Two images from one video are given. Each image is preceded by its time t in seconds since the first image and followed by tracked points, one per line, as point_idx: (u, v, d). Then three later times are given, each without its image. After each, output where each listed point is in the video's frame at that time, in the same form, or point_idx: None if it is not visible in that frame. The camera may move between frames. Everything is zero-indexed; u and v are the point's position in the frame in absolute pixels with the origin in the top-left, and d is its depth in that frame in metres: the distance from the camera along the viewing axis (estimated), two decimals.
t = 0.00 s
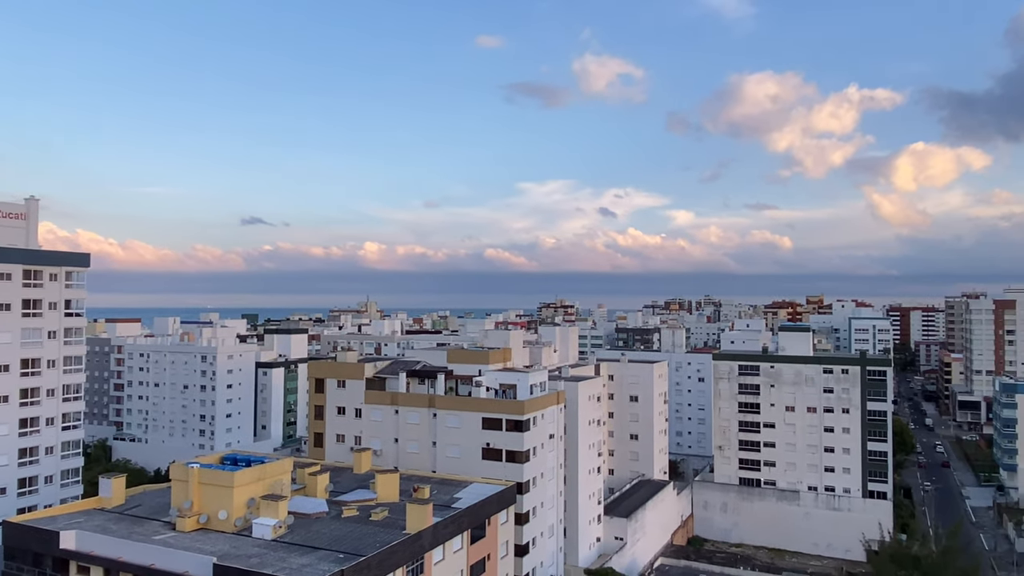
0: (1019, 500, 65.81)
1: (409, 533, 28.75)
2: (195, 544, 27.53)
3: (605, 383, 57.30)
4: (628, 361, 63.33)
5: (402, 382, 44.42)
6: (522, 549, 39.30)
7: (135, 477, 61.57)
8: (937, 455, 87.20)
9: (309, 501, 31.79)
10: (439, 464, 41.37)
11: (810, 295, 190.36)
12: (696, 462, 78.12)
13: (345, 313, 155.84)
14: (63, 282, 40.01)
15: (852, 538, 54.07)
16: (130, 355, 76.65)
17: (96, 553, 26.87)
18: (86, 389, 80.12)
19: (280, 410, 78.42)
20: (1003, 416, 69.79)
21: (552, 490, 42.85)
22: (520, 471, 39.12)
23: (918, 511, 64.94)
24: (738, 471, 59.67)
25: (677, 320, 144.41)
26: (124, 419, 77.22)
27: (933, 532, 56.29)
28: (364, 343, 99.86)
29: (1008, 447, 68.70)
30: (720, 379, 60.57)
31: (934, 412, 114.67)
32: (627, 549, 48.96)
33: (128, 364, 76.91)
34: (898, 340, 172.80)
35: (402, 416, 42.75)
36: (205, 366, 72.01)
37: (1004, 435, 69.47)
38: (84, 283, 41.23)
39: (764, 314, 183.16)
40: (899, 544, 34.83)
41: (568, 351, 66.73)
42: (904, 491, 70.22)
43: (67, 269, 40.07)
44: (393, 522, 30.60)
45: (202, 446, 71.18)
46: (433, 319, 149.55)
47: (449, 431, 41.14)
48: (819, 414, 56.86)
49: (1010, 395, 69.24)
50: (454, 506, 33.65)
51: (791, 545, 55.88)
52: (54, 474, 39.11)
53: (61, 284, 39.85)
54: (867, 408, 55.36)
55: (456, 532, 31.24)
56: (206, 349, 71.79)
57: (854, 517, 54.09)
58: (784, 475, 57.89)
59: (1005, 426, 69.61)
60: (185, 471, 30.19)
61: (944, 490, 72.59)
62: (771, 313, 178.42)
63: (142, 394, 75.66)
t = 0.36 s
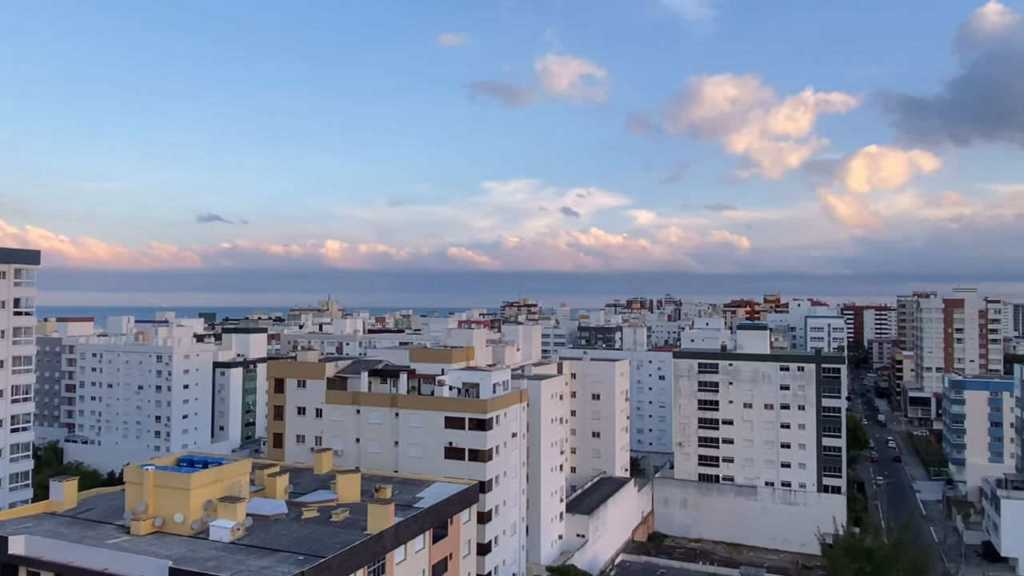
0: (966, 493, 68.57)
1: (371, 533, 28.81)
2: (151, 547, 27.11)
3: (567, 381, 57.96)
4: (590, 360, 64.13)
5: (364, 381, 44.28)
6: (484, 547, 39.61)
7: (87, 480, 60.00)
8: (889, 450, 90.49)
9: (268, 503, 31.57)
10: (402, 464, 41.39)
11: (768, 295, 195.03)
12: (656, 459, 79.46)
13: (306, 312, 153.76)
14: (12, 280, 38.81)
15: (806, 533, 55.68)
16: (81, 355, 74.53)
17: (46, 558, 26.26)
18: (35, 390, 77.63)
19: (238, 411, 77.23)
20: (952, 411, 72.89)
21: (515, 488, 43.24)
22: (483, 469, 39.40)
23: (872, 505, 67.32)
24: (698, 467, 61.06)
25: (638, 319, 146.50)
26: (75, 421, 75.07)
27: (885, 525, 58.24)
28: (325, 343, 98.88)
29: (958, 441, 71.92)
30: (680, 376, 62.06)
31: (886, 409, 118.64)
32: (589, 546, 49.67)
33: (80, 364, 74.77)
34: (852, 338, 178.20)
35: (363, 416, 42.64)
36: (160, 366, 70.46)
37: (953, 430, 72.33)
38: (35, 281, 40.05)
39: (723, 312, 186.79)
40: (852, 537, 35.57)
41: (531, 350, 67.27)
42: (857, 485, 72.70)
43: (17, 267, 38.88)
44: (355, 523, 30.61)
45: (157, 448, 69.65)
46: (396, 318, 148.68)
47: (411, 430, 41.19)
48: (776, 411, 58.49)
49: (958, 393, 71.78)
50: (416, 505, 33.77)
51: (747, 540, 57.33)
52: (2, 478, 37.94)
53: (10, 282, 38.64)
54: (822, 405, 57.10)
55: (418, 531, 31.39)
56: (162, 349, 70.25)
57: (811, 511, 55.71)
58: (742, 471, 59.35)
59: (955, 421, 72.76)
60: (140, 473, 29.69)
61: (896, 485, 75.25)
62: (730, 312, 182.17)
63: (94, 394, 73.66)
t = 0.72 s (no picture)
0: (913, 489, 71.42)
1: (328, 537, 28.80)
2: (99, 555, 26.64)
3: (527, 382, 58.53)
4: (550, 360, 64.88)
5: (321, 383, 44.07)
6: (443, 549, 39.85)
7: (31, 488, 58.11)
8: (840, 448, 93.75)
9: (221, 509, 31.27)
10: (359, 466, 41.30)
11: (724, 295, 199.42)
12: (615, 458, 80.73)
13: (262, 312, 151.04)
14: None
15: (761, 529, 57.24)
16: (26, 358, 72.11)
17: None
18: None
19: (192, 414, 75.72)
20: (901, 409, 76.63)
21: (474, 489, 43.60)
22: (442, 471, 39.58)
23: (823, 501, 69.62)
24: (655, 466, 62.34)
25: (597, 319, 148.29)
26: (19, 426, 72.56)
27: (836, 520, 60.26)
28: (281, 344, 97.55)
29: (905, 439, 76.34)
30: (638, 376, 63.46)
31: (837, 407, 122.57)
32: (548, 546, 50.29)
33: (25, 367, 72.33)
34: (804, 338, 183.39)
35: (320, 418, 42.43)
36: (110, 369, 68.64)
37: (901, 428, 76.28)
38: None
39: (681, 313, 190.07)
40: (804, 532, 35.19)
41: (491, 351, 67.71)
42: (810, 482, 75.13)
43: None
44: (311, 527, 30.56)
45: (106, 453, 67.80)
46: (354, 319, 147.32)
47: (370, 432, 41.14)
48: (731, 410, 60.03)
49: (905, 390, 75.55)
50: (374, 508, 33.81)
51: (704, 537, 58.75)
52: None
53: None
54: (775, 403, 58.79)
55: (376, 534, 31.45)
56: (112, 352, 68.46)
57: (764, 508, 57.25)
58: (698, 469, 60.80)
59: (903, 418, 76.55)
60: (88, 478, 29.14)
61: (846, 481, 77.96)
62: (687, 312, 185.57)
63: (40, 398, 71.32)
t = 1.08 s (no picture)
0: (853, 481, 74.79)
1: (277, 539, 28.82)
2: (37, 561, 26.09)
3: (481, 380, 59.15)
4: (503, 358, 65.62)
5: (271, 383, 43.76)
6: (396, 549, 40.13)
7: None
8: (785, 442, 97.48)
9: (165, 512, 30.91)
10: (310, 467, 41.19)
11: (674, 294, 204.02)
12: (567, 455, 81.99)
13: (209, 311, 147.45)
14: None
15: (709, 523, 59.05)
16: None
17: None
18: None
19: (135, 415, 73.79)
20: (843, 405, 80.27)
21: (427, 488, 44.01)
22: (395, 470, 39.81)
23: (769, 494, 72.35)
24: (606, 462, 63.74)
25: (551, 317, 149.92)
26: None
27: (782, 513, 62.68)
28: (229, 343, 95.75)
29: (847, 433, 80.20)
30: (591, 374, 64.66)
31: (783, 403, 126.97)
32: (500, 543, 50.94)
33: None
34: (751, 335, 189.06)
35: (270, 419, 42.14)
36: (48, 369, 66.35)
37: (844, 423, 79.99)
38: None
39: (633, 311, 193.50)
40: (750, 525, 37.08)
41: (444, 349, 68.04)
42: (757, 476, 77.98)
43: None
44: (260, 529, 30.50)
45: (44, 456, 65.50)
46: (306, 317, 145.36)
47: (320, 432, 41.07)
48: (680, 406, 61.83)
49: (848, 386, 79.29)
50: (325, 509, 33.86)
51: (653, 531, 60.34)
52: None
53: None
54: (723, 399, 60.87)
55: (327, 535, 31.58)
56: (50, 351, 66.23)
57: (712, 502, 58.95)
58: (649, 464, 62.42)
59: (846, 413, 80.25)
60: (25, 483, 28.44)
61: (791, 475, 81.03)
62: (638, 311, 189.08)
63: None
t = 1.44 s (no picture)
0: (790, 476, 78.31)
1: (216, 545, 28.79)
2: None
3: (427, 380, 59.73)
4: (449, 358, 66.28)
5: (210, 385, 43.34)
6: (340, 553, 40.39)
7: None
8: (726, 439, 101.23)
9: (97, 520, 30.50)
10: (250, 470, 41.03)
11: (620, 294, 208.27)
12: (514, 455, 83.11)
13: (146, 310, 143.05)
14: None
15: (652, 519, 61.14)
16: None
17: None
18: None
19: (67, 419, 71.33)
20: (781, 402, 84.02)
21: (372, 491, 44.39)
22: (339, 473, 40.00)
23: (710, 490, 75.18)
24: (553, 461, 65.18)
25: (498, 317, 151.03)
26: None
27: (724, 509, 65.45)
28: (167, 344, 93.30)
29: (785, 430, 83.93)
30: (538, 373, 65.92)
31: (723, 400, 131.38)
32: (446, 545, 51.57)
33: None
34: (694, 334, 194.69)
35: (209, 422, 41.79)
36: None
37: (782, 420, 83.71)
38: None
39: (580, 311, 196.54)
40: (692, 520, 34.62)
41: (391, 350, 68.27)
42: (699, 472, 80.87)
43: None
44: (198, 535, 30.39)
45: None
46: (247, 317, 142.50)
47: (262, 435, 40.96)
48: (625, 405, 63.73)
49: (785, 384, 83.13)
50: (266, 514, 33.89)
51: (596, 528, 62.01)
52: None
53: None
54: (666, 398, 62.88)
55: (268, 540, 31.65)
56: None
57: (655, 499, 61.18)
58: (594, 463, 64.10)
59: (783, 411, 83.99)
60: None
61: (731, 471, 84.18)
62: (585, 310, 192.26)
63: None
